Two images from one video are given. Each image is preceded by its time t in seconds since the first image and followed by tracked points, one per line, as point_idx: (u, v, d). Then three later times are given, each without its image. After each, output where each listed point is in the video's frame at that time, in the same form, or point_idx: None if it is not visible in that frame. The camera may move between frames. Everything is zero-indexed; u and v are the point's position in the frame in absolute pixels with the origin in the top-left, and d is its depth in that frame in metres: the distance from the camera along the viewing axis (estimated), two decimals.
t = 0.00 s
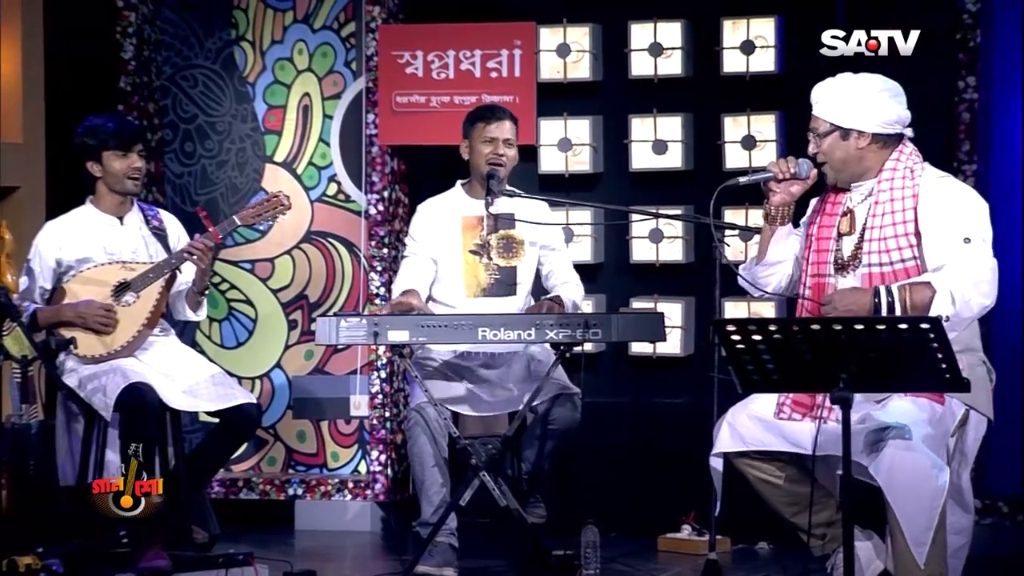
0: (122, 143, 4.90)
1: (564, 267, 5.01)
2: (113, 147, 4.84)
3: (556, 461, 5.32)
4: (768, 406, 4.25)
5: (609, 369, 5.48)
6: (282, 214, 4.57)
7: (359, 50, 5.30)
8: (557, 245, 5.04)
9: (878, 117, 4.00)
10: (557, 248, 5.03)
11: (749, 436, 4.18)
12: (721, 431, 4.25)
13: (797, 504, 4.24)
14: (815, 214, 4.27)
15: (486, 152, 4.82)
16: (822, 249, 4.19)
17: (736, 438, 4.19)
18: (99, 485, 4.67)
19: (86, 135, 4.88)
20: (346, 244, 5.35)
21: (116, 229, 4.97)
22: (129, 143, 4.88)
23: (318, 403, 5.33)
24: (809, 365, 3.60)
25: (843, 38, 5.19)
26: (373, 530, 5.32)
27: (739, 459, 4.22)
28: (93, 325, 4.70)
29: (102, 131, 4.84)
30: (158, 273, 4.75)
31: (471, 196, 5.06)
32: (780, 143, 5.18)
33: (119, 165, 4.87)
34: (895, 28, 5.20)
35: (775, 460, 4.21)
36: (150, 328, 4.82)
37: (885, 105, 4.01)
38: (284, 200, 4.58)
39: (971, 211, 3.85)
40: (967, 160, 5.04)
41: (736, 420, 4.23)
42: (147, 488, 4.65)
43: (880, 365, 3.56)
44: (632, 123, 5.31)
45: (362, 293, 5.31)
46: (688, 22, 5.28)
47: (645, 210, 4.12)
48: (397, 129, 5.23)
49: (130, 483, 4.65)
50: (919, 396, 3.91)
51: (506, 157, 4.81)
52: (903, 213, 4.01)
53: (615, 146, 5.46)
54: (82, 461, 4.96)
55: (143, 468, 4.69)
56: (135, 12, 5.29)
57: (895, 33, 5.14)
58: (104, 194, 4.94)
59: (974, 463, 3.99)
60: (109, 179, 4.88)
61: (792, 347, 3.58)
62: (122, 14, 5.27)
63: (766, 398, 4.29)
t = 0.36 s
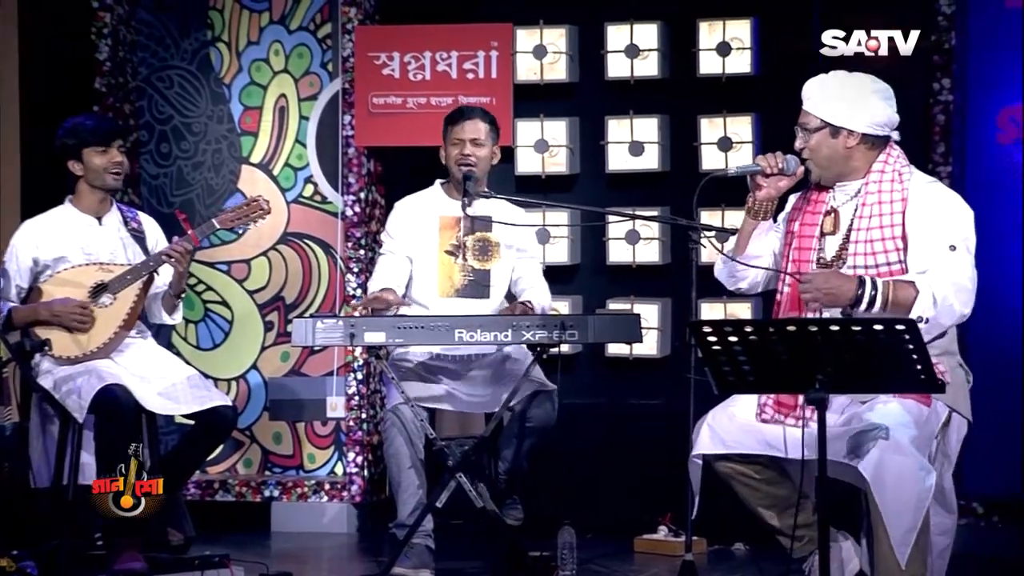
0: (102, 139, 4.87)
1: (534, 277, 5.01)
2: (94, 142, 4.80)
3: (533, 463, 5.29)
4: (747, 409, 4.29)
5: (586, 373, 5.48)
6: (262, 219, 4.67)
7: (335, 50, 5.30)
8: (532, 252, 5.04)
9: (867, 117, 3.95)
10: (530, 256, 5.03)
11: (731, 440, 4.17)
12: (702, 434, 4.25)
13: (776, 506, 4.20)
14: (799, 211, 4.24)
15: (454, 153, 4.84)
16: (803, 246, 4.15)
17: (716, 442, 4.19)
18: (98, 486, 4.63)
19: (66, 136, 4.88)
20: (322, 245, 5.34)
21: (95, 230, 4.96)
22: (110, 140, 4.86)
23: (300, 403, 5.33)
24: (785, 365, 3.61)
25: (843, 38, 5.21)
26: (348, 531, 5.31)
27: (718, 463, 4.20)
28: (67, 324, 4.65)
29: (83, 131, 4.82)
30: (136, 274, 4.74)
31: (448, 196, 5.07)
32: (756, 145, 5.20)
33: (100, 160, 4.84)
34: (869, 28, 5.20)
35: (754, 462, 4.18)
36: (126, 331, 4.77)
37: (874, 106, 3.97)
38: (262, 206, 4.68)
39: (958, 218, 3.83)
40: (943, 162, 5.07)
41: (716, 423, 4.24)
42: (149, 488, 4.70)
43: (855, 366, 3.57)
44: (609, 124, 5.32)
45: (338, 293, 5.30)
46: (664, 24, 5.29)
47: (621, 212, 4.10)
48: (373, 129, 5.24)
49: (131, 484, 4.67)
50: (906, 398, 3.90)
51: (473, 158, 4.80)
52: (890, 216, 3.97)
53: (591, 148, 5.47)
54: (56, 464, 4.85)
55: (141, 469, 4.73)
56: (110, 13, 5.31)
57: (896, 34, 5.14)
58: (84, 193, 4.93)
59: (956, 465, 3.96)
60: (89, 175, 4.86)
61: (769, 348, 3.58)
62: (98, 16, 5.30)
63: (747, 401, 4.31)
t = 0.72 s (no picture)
0: (82, 135, 4.84)
1: (518, 270, 4.98)
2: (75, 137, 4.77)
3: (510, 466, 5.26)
4: (729, 410, 4.22)
5: (564, 373, 5.49)
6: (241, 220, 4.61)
7: (312, 50, 5.27)
8: (512, 249, 4.99)
9: (857, 118, 3.95)
10: (511, 251, 4.99)
11: (715, 440, 4.08)
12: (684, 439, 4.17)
13: (756, 509, 4.13)
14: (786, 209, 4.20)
15: (436, 153, 4.78)
16: (790, 246, 4.12)
17: (701, 444, 4.10)
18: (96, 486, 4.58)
19: (48, 132, 4.83)
20: (299, 246, 5.31)
21: (71, 229, 4.89)
22: (90, 136, 4.82)
23: (281, 404, 5.28)
24: (764, 367, 3.57)
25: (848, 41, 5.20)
26: (324, 535, 5.25)
27: (700, 465, 4.12)
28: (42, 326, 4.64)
29: (65, 128, 4.78)
30: (112, 275, 4.70)
31: (425, 194, 5.01)
32: (735, 146, 5.18)
33: (79, 157, 4.80)
34: (846, 29, 5.19)
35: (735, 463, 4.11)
36: (101, 333, 4.74)
37: (865, 107, 3.96)
38: (240, 207, 4.62)
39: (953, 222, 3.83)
40: (921, 163, 5.05)
41: (699, 425, 4.16)
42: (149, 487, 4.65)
43: (830, 371, 3.56)
44: (587, 125, 5.29)
45: (315, 295, 5.27)
46: (642, 24, 5.26)
47: (600, 213, 4.05)
48: (349, 130, 5.19)
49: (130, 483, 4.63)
50: (892, 399, 3.85)
51: (457, 157, 4.78)
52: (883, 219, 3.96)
53: (569, 149, 5.44)
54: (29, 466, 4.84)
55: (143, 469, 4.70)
56: (85, 12, 5.22)
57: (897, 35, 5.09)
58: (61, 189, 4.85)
59: (938, 468, 3.93)
60: (66, 171, 4.79)
61: (748, 348, 3.53)
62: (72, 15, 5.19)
63: (728, 403, 4.25)
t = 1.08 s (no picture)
0: (45, 131, 4.72)
1: (497, 275, 4.87)
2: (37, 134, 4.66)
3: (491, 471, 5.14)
4: (721, 416, 4.10)
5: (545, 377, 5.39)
6: (209, 215, 4.42)
7: (288, 47, 5.15)
8: (494, 253, 4.89)
9: (861, 119, 3.85)
10: (491, 256, 4.90)
11: (705, 450, 3.96)
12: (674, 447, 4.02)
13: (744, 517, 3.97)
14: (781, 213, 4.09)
15: (414, 151, 4.69)
16: (787, 249, 4.00)
17: (691, 451, 3.97)
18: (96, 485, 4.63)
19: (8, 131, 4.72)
20: (274, 247, 5.19)
21: (35, 230, 4.75)
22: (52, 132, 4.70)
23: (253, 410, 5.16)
24: (749, 370, 3.46)
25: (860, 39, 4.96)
26: (301, 543, 5.16)
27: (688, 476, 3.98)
28: (9, 330, 4.49)
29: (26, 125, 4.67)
30: (80, 276, 4.57)
31: (406, 195, 4.90)
32: (721, 145, 5.07)
33: (41, 154, 4.68)
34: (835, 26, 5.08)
35: (728, 471, 3.96)
36: (69, 336, 4.61)
37: (869, 108, 3.87)
38: (210, 202, 4.44)
39: (954, 229, 3.77)
40: (910, 163, 4.89)
41: (690, 432, 4.04)
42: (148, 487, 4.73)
43: (820, 375, 3.44)
44: (569, 124, 5.18)
45: (291, 298, 5.16)
46: (626, 21, 5.15)
47: (582, 213, 4.00)
48: (327, 129, 5.09)
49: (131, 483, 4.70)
50: (890, 407, 3.75)
51: (435, 156, 4.66)
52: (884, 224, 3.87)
53: (551, 149, 5.34)
54: None
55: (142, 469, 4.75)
56: (54, 8, 5.11)
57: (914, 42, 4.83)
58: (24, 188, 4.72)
59: (932, 477, 3.84)
60: (29, 170, 4.68)
61: (734, 352, 3.42)
62: (42, 11, 5.10)
63: (720, 408, 4.12)
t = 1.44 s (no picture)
0: None
1: (475, 281, 4.72)
2: None
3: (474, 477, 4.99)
4: (720, 425, 3.92)
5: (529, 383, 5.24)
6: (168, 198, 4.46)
7: (263, 43, 5.01)
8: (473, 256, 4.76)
9: (866, 118, 3.73)
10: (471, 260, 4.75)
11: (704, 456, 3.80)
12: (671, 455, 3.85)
13: (739, 526, 3.79)
14: (777, 213, 3.94)
15: (395, 153, 4.53)
16: (784, 249, 3.86)
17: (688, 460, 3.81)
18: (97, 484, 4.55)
19: None
20: (248, 249, 5.04)
21: None
22: None
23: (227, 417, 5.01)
24: (738, 376, 3.31)
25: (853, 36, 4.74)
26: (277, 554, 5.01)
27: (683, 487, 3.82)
28: None
29: None
30: (39, 275, 4.45)
31: (385, 196, 4.75)
32: (708, 144, 4.94)
33: None
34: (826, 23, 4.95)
35: (722, 480, 3.81)
36: (32, 340, 4.43)
37: (875, 107, 3.75)
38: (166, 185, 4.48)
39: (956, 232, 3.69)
40: (901, 162, 4.70)
41: (687, 441, 3.86)
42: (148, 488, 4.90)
43: (812, 377, 3.30)
44: (553, 122, 5.03)
45: (266, 302, 5.01)
46: (610, 16, 5.01)
47: (567, 214, 3.90)
48: (303, 128, 4.94)
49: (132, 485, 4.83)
50: (897, 414, 3.63)
51: (416, 159, 4.52)
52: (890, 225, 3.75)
53: (534, 148, 5.19)
54: None
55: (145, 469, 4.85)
56: (21, 2, 5.04)
57: (902, 34, 4.70)
58: None
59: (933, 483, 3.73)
60: None
61: (722, 357, 3.28)
62: (8, 5, 5.02)
63: (717, 415, 3.95)
